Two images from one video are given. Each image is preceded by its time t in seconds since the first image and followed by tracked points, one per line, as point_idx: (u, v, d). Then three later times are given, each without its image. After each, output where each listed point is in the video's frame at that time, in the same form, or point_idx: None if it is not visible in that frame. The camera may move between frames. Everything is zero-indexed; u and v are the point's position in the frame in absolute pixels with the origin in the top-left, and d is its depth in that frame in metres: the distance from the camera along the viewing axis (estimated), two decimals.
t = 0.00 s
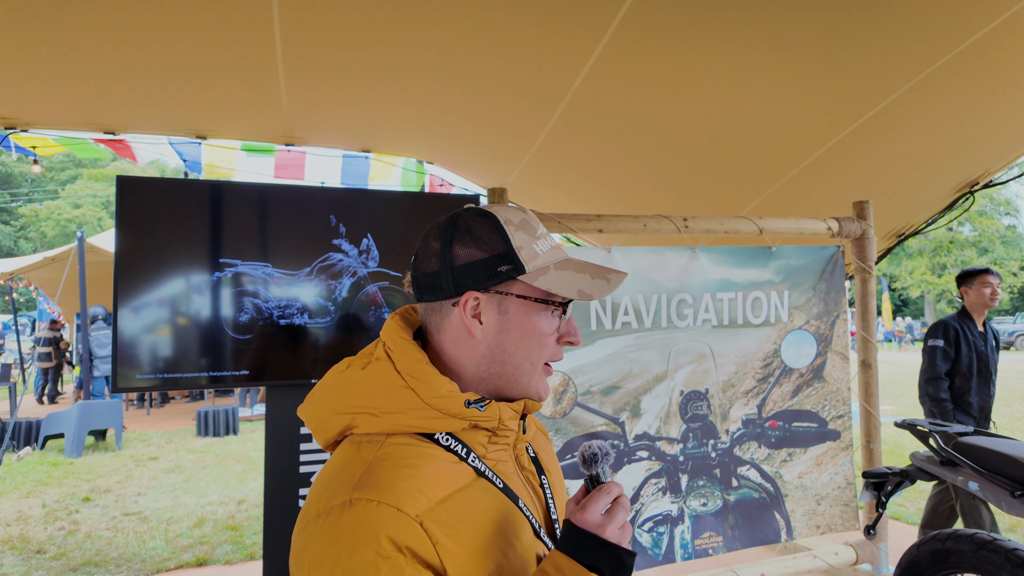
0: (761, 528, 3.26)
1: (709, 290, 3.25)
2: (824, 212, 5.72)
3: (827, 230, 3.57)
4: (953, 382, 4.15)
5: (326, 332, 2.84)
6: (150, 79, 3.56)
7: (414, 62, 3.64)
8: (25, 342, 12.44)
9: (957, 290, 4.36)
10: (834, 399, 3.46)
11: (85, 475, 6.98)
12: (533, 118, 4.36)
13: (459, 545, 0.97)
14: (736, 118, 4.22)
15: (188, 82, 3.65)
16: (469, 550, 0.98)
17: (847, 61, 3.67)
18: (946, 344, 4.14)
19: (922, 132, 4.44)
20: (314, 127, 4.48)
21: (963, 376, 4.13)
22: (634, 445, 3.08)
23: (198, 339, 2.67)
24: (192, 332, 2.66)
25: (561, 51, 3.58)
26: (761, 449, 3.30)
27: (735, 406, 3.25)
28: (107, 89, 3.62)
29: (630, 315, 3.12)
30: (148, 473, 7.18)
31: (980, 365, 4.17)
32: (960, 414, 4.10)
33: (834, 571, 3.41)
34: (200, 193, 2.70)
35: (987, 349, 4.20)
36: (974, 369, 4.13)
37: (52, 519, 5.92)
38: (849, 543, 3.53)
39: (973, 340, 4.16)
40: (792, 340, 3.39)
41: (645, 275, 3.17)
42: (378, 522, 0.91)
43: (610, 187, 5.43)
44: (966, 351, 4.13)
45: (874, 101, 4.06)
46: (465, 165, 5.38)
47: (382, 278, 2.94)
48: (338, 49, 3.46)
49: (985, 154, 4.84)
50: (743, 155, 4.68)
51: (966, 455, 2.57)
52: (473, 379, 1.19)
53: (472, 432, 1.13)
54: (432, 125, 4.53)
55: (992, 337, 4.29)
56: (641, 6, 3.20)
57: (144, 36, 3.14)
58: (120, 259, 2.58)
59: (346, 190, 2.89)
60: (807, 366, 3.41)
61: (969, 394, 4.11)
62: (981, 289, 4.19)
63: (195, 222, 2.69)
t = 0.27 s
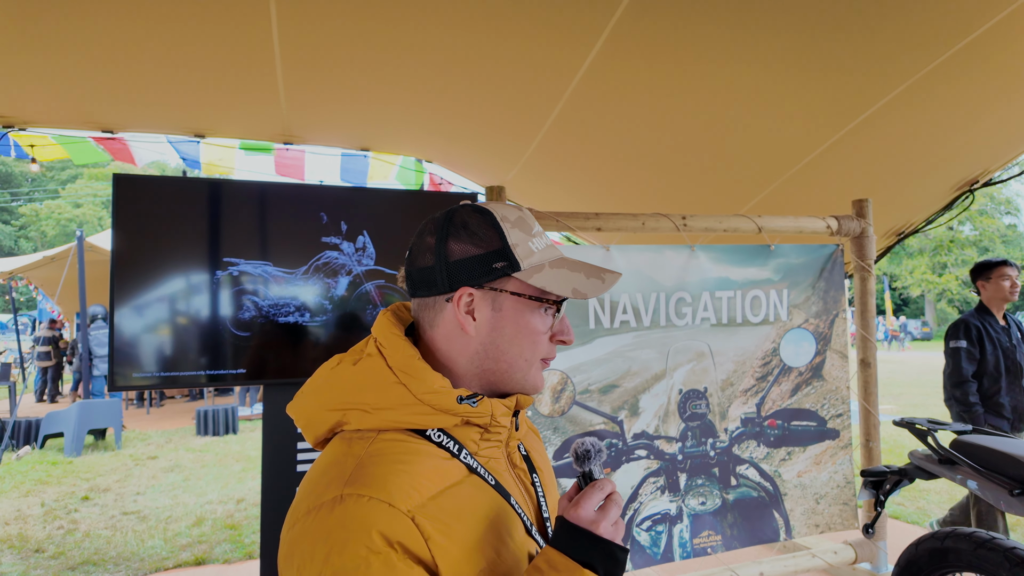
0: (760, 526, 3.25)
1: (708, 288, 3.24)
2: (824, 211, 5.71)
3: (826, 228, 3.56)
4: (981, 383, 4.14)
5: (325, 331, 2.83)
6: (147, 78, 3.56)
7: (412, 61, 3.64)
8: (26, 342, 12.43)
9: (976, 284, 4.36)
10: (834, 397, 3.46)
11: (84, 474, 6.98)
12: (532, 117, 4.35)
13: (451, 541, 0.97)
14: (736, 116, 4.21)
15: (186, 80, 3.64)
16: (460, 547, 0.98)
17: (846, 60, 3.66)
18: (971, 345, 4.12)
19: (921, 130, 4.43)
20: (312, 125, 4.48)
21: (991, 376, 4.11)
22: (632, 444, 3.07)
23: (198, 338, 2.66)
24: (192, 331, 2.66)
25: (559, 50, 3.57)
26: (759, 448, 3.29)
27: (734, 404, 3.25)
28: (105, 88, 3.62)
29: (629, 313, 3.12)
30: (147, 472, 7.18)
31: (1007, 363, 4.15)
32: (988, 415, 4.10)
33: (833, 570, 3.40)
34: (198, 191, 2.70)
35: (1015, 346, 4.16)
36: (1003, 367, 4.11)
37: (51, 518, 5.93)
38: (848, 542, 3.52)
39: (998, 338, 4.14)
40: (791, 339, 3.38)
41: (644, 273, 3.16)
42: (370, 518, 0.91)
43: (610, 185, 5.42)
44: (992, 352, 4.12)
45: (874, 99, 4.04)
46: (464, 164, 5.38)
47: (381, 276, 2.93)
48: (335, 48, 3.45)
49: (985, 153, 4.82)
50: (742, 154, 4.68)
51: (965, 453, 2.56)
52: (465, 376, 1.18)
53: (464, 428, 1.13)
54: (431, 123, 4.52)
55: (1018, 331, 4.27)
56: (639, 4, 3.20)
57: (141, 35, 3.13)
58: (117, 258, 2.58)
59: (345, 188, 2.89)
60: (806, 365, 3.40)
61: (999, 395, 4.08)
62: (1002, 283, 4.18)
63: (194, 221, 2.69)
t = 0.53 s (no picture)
0: (760, 526, 3.25)
1: (708, 287, 3.24)
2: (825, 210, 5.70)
3: (827, 227, 3.55)
4: (997, 386, 3.97)
5: (325, 330, 2.83)
6: (146, 77, 3.56)
7: (412, 60, 3.63)
8: (26, 341, 12.42)
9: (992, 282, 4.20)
10: (834, 397, 3.45)
11: (84, 473, 6.98)
12: (531, 116, 4.35)
13: (434, 540, 0.96)
14: (736, 115, 4.21)
15: (186, 79, 3.64)
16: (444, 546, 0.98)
17: (846, 58, 3.66)
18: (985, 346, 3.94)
19: (921, 129, 4.43)
20: (311, 125, 4.48)
21: (1008, 379, 3.93)
22: (632, 443, 3.07)
23: (198, 337, 2.66)
24: (192, 330, 2.65)
25: (559, 48, 3.57)
26: (759, 447, 3.29)
27: (734, 404, 3.24)
28: (104, 87, 3.62)
29: (629, 312, 3.11)
30: (147, 471, 7.18)
31: None
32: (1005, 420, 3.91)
33: (833, 570, 3.40)
34: (197, 190, 2.69)
35: None
36: (1020, 370, 3.94)
37: (51, 517, 5.93)
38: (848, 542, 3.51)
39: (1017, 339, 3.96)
40: (791, 338, 3.38)
41: (644, 272, 3.16)
42: (352, 514, 0.91)
43: (609, 184, 5.42)
44: (1009, 353, 3.93)
45: (874, 98, 4.04)
46: (463, 163, 5.37)
47: (380, 276, 2.93)
48: (335, 47, 3.45)
49: (985, 152, 4.82)
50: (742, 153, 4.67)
51: (966, 453, 2.56)
52: (460, 374, 1.18)
53: (457, 426, 1.12)
54: (430, 122, 4.52)
55: None
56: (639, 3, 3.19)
57: (141, 33, 3.13)
58: (117, 257, 2.58)
59: (344, 187, 2.88)
60: (806, 364, 3.40)
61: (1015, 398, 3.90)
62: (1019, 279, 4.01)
63: (195, 220, 2.68)
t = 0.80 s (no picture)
0: (760, 525, 3.25)
1: (708, 287, 3.23)
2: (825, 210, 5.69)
3: (827, 227, 3.55)
4: None
5: (325, 330, 2.83)
6: (146, 76, 3.55)
7: (412, 59, 3.63)
8: (26, 341, 12.42)
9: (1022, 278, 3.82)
10: (834, 396, 3.45)
11: (84, 472, 6.98)
12: (532, 115, 4.35)
13: (434, 540, 0.96)
14: (736, 115, 4.20)
15: (186, 79, 3.64)
16: (444, 546, 0.97)
17: (846, 58, 3.66)
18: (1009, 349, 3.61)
19: (921, 129, 4.42)
20: (311, 124, 4.48)
21: None
22: (632, 442, 3.07)
23: (198, 337, 2.66)
24: (192, 329, 2.65)
25: (560, 48, 3.57)
26: (760, 447, 3.29)
27: (734, 403, 3.24)
28: (105, 86, 3.62)
29: (629, 312, 3.11)
30: (148, 471, 7.18)
31: None
32: None
33: (833, 569, 3.40)
34: (197, 189, 2.69)
35: None
36: None
37: (51, 516, 5.93)
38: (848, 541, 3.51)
39: None
40: (792, 338, 3.37)
41: (644, 272, 3.16)
42: (352, 514, 0.91)
43: (609, 184, 5.42)
44: None
45: (874, 98, 4.03)
46: (464, 162, 5.37)
47: (381, 276, 2.93)
48: (334, 46, 3.44)
49: (985, 152, 4.81)
50: (742, 152, 4.67)
51: (967, 453, 2.55)
52: (461, 373, 1.18)
53: (458, 426, 1.12)
54: (430, 122, 4.52)
55: None
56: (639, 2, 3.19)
57: (141, 33, 3.13)
58: (116, 256, 2.58)
59: (345, 186, 2.88)
60: (807, 364, 3.40)
61: None
62: None
63: (194, 219, 2.68)
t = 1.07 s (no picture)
0: (760, 525, 3.25)
1: (708, 286, 3.23)
2: (825, 209, 5.69)
3: (828, 227, 3.55)
4: None
5: (327, 329, 2.84)
6: (147, 76, 3.56)
7: (413, 59, 3.64)
8: (27, 340, 12.44)
9: None
10: (835, 396, 3.45)
11: (85, 471, 6.99)
12: (532, 115, 4.35)
13: (431, 538, 0.96)
14: (736, 114, 4.21)
15: (187, 79, 3.65)
16: (442, 544, 0.97)
17: (846, 58, 3.66)
18: None
19: (922, 129, 4.42)
20: (312, 124, 4.48)
21: None
22: (633, 442, 3.07)
23: (198, 336, 2.66)
24: (193, 329, 2.65)
25: (560, 48, 3.57)
26: (760, 446, 3.29)
27: (735, 403, 3.24)
28: (107, 86, 3.63)
29: (630, 311, 3.11)
30: (148, 470, 7.19)
31: None
32: None
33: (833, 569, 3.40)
34: (198, 188, 2.69)
35: None
36: None
37: (52, 515, 5.94)
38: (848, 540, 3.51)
39: None
40: (792, 337, 3.37)
41: (644, 272, 3.16)
42: (348, 512, 0.91)
43: (610, 183, 5.42)
44: None
45: (874, 97, 4.03)
46: (464, 162, 5.37)
47: (381, 275, 2.93)
48: (335, 46, 3.45)
49: (985, 151, 4.81)
50: (742, 152, 4.67)
51: (967, 452, 2.55)
52: (463, 373, 1.18)
53: (458, 425, 1.12)
54: (431, 121, 4.52)
55: None
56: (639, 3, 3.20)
57: (142, 32, 3.13)
58: (116, 255, 2.57)
59: (346, 185, 2.88)
60: (808, 363, 3.40)
61: None
62: None
63: (194, 219, 2.68)
